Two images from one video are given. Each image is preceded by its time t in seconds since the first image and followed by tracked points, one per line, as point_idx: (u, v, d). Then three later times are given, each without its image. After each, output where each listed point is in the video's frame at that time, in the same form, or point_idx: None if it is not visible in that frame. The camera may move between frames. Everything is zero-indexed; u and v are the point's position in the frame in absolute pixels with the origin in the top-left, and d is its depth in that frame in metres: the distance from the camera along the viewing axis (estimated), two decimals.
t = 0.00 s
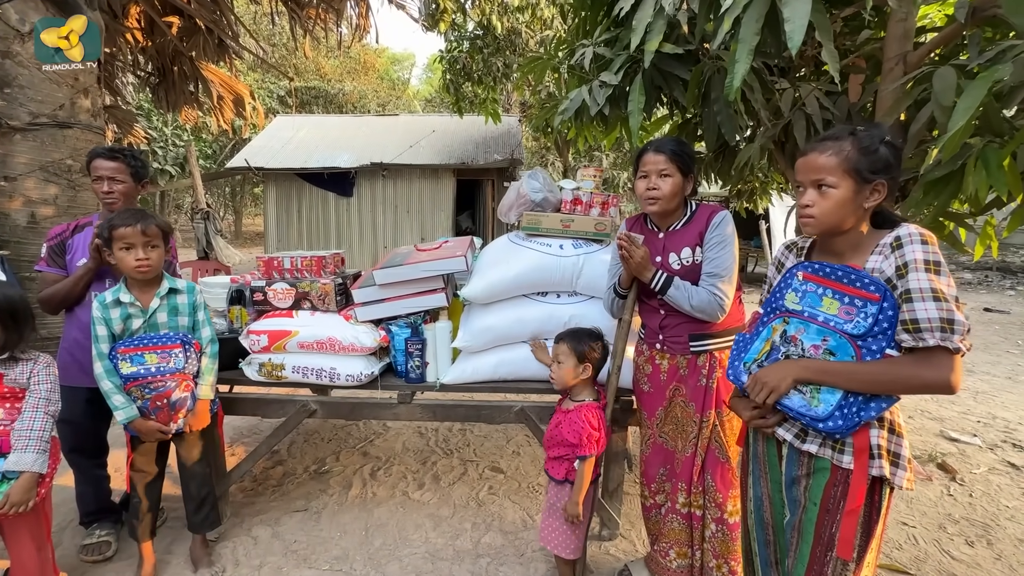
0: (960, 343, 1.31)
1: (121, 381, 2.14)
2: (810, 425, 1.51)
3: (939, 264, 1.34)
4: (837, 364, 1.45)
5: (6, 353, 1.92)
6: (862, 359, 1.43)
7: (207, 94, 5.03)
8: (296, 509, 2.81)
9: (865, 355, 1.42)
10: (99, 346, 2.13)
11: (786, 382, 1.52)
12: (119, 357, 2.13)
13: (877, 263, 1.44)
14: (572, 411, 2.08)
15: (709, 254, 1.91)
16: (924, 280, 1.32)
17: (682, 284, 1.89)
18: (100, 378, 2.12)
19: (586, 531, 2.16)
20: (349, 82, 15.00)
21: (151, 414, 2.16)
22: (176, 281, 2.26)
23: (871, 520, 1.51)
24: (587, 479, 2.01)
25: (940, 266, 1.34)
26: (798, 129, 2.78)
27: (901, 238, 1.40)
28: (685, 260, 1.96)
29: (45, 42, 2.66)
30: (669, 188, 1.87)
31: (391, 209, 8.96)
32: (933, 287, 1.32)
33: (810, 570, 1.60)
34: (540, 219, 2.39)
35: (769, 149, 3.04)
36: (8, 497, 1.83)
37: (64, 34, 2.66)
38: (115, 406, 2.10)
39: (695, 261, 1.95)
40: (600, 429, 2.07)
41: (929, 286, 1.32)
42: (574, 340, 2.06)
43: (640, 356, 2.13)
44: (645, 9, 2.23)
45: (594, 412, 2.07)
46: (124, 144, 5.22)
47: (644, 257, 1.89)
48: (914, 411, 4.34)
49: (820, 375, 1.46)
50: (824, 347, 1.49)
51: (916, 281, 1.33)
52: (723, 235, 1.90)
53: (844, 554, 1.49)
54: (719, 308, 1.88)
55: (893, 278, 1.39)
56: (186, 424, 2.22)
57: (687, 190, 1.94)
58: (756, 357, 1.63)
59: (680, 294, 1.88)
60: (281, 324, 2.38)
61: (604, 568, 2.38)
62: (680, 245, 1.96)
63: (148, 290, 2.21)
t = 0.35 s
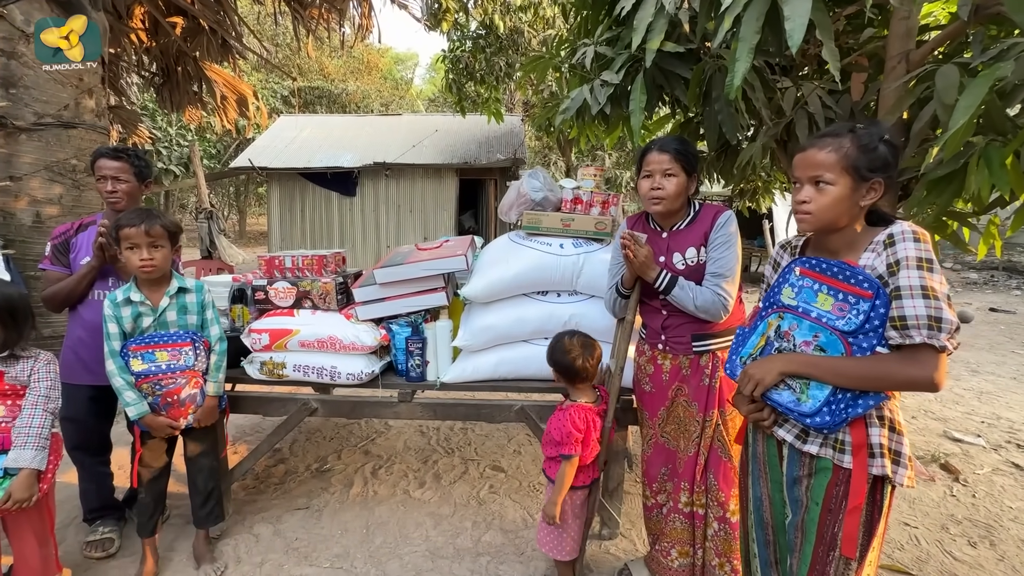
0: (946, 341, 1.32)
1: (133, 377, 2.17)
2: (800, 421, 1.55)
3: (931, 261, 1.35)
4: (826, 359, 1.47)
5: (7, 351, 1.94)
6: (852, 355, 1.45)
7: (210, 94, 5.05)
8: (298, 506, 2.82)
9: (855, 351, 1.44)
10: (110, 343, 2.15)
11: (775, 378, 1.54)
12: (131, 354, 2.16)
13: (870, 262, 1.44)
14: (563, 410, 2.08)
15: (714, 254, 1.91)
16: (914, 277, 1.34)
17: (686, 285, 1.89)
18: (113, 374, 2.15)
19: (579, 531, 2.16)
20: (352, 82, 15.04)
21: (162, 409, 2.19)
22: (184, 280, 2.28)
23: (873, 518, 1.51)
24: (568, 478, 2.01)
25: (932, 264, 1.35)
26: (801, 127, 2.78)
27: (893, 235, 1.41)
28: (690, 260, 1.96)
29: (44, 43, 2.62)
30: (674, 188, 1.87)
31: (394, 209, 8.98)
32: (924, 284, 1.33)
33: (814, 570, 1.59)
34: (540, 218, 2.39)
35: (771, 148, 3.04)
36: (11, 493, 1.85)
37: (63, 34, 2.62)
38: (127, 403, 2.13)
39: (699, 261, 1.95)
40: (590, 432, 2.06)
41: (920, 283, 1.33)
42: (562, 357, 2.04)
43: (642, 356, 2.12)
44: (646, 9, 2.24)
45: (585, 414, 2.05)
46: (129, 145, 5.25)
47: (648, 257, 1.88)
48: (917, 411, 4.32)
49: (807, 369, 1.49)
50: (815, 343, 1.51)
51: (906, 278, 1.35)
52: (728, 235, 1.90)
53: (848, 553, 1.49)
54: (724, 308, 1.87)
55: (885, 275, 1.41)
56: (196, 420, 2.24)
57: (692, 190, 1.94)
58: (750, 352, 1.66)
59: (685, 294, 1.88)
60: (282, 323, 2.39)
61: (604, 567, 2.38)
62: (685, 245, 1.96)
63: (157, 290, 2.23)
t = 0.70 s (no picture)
0: (934, 344, 1.34)
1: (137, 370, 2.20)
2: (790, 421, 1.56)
3: (921, 264, 1.36)
4: (816, 359, 1.48)
5: (10, 349, 1.97)
6: (842, 356, 1.46)
7: (216, 94, 5.09)
8: (300, 504, 2.84)
9: (845, 352, 1.46)
10: (117, 335, 2.19)
11: (765, 376, 1.56)
12: (136, 347, 2.19)
13: (860, 263, 1.46)
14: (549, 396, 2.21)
15: (713, 253, 1.91)
16: (903, 280, 1.35)
17: (685, 284, 1.89)
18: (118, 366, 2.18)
19: (572, 527, 2.17)
20: (357, 82, 15.10)
21: (163, 403, 2.21)
22: (194, 277, 2.32)
23: (868, 516, 1.51)
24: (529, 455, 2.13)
25: (921, 266, 1.36)
26: (803, 126, 2.78)
27: (884, 237, 1.42)
28: (689, 260, 1.96)
29: (45, 43, 2.63)
30: (676, 188, 1.87)
31: (398, 208, 9.01)
32: (912, 287, 1.35)
33: (812, 570, 1.59)
34: (540, 218, 2.40)
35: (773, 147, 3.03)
36: (13, 489, 1.88)
37: (63, 34, 2.61)
38: (129, 395, 2.16)
39: (699, 261, 1.95)
40: (562, 420, 2.13)
41: (908, 286, 1.35)
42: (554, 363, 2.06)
43: (642, 356, 2.12)
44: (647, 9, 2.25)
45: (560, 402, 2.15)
46: (135, 145, 5.30)
47: (647, 257, 1.89)
48: (921, 412, 4.30)
49: (797, 369, 1.51)
50: (806, 344, 1.53)
51: (895, 281, 1.36)
52: (728, 235, 1.90)
53: (845, 553, 1.49)
54: (722, 307, 1.88)
55: (876, 277, 1.42)
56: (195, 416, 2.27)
57: (695, 190, 1.94)
58: (741, 351, 1.68)
59: (683, 294, 1.88)
60: (284, 322, 2.41)
61: (603, 566, 2.39)
62: (685, 245, 1.97)
63: (168, 286, 2.26)
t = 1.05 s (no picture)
0: (927, 345, 1.36)
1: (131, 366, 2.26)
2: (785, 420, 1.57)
3: (914, 265, 1.37)
4: (811, 360, 1.49)
5: (18, 345, 2.01)
6: (837, 357, 1.47)
7: (224, 95, 5.15)
8: (304, 500, 2.88)
9: (840, 353, 1.47)
10: (116, 331, 2.26)
11: (760, 375, 1.57)
12: (129, 343, 2.24)
13: (854, 264, 1.47)
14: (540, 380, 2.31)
15: (704, 252, 1.92)
16: (896, 282, 1.36)
17: (676, 283, 1.91)
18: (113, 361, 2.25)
19: (535, 517, 2.23)
20: (363, 82, 15.19)
21: (152, 401, 2.25)
22: (191, 276, 2.35)
23: (864, 514, 1.52)
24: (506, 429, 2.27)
25: (914, 267, 1.37)
26: (806, 126, 2.78)
27: (878, 238, 1.43)
28: (682, 258, 1.97)
29: (45, 43, 2.57)
30: (668, 189, 1.88)
31: (405, 207, 9.06)
32: (905, 288, 1.36)
33: (807, 567, 1.59)
34: (540, 218, 2.42)
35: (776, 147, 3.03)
36: (26, 481, 1.94)
37: (63, 34, 2.55)
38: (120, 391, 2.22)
39: (691, 259, 1.96)
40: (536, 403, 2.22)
41: (901, 287, 1.36)
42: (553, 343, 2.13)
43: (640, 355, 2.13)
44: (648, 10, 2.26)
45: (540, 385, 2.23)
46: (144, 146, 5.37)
47: (639, 256, 1.91)
48: (927, 414, 4.27)
49: (792, 370, 1.52)
50: (802, 345, 1.54)
51: (888, 282, 1.37)
52: (719, 233, 1.90)
53: (841, 551, 1.50)
54: (714, 304, 1.88)
55: (869, 278, 1.43)
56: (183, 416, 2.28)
57: (687, 190, 1.95)
58: (738, 352, 1.69)
59: (674, 292, 1.90)
60: (288, 320, 2.44)
61: (603, 564, 2.40)
62: (677, 243, 1.98)
63: (167, 283, 2.32)
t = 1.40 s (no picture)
0: (926, 344, 1.37)
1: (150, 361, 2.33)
2: (783, 417, 1.59)
3: (914, 265, 1.38)
4: (811, 357, 1.51)
5: (30, 339, 2.08)
6: (837, 355, 1.48)
7: (235, 97, 5.23)
8: (312, 495, 2.93)
9: (840, 350, 1.48)
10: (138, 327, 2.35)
11: (760, 371, 1.59)
12: (148, 340, 2.31)
13: (855, 263, 1.49)
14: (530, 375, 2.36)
15: (701, 254, 1.94)
16: (897, 281, 1.37)
17: (673, 284, 1.94)
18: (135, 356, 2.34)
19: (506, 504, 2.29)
20: (373, 83, 15.29)
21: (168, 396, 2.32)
22: (207, 275, 2.40)
23: (858, 513, 1.54)
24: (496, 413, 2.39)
25: (915, 267, 1.38)
26: (812, 125, 2.79)
27: (879, 238, 1.44)
28: (678, 260, 2.01)
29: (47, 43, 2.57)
30: (663, 191, 1.91)
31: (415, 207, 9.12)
32: (906, 288, 1.37)
33: (802, 565, 1.61)
34: (544, 218, 2.44)
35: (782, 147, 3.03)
36: (47, 469, 2.00)
37: (63, 34, 2.56)
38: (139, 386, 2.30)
39: (688, 261, 1.99)
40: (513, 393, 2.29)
41: (902, 287, 1.37)
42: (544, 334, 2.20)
43: (640, 355, 2.16)
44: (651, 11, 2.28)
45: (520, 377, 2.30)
46: (157, 147, 5.47)
47: (636, 258, 1.94)
48: (936, 416, 4.24)
49: (791, 366, 1.53)
50: (802, 342, 1.55)
51: (890, 282, 1.39)
52: (716, 235, 1.92)
53: (835, 548, 1.52)
54: (710, 307, 1.91)
55: (870, 277, 1.45)
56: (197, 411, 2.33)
57: (683, 190, 1.98)
58: (738, 348, 1.72)
59: (671, 294, 1.93)
60: (296, 318, 2.49)
61: (605, 561, 2.42)
62: (674, 245, 2.01)
63: (184, 281, 2.39)
